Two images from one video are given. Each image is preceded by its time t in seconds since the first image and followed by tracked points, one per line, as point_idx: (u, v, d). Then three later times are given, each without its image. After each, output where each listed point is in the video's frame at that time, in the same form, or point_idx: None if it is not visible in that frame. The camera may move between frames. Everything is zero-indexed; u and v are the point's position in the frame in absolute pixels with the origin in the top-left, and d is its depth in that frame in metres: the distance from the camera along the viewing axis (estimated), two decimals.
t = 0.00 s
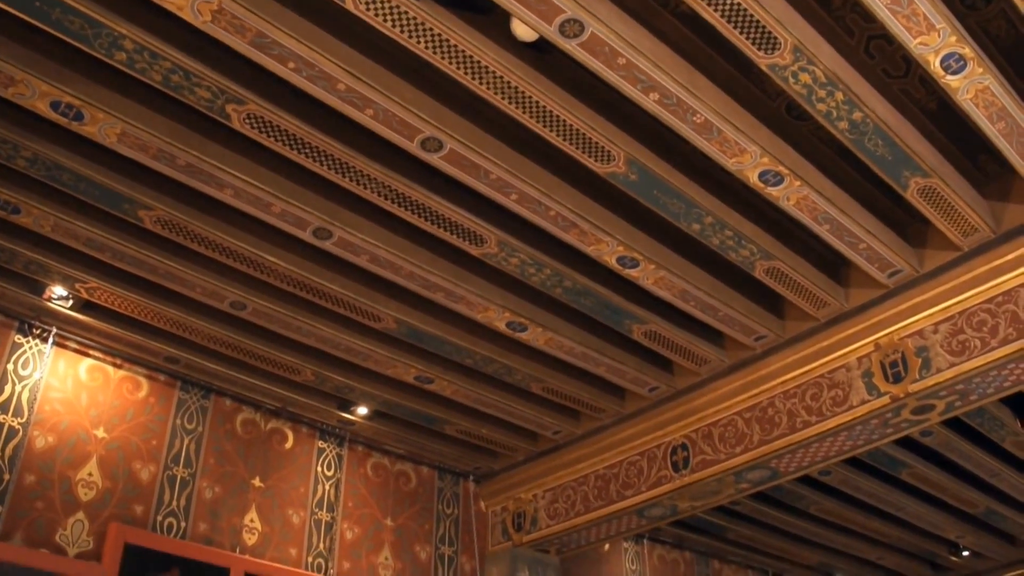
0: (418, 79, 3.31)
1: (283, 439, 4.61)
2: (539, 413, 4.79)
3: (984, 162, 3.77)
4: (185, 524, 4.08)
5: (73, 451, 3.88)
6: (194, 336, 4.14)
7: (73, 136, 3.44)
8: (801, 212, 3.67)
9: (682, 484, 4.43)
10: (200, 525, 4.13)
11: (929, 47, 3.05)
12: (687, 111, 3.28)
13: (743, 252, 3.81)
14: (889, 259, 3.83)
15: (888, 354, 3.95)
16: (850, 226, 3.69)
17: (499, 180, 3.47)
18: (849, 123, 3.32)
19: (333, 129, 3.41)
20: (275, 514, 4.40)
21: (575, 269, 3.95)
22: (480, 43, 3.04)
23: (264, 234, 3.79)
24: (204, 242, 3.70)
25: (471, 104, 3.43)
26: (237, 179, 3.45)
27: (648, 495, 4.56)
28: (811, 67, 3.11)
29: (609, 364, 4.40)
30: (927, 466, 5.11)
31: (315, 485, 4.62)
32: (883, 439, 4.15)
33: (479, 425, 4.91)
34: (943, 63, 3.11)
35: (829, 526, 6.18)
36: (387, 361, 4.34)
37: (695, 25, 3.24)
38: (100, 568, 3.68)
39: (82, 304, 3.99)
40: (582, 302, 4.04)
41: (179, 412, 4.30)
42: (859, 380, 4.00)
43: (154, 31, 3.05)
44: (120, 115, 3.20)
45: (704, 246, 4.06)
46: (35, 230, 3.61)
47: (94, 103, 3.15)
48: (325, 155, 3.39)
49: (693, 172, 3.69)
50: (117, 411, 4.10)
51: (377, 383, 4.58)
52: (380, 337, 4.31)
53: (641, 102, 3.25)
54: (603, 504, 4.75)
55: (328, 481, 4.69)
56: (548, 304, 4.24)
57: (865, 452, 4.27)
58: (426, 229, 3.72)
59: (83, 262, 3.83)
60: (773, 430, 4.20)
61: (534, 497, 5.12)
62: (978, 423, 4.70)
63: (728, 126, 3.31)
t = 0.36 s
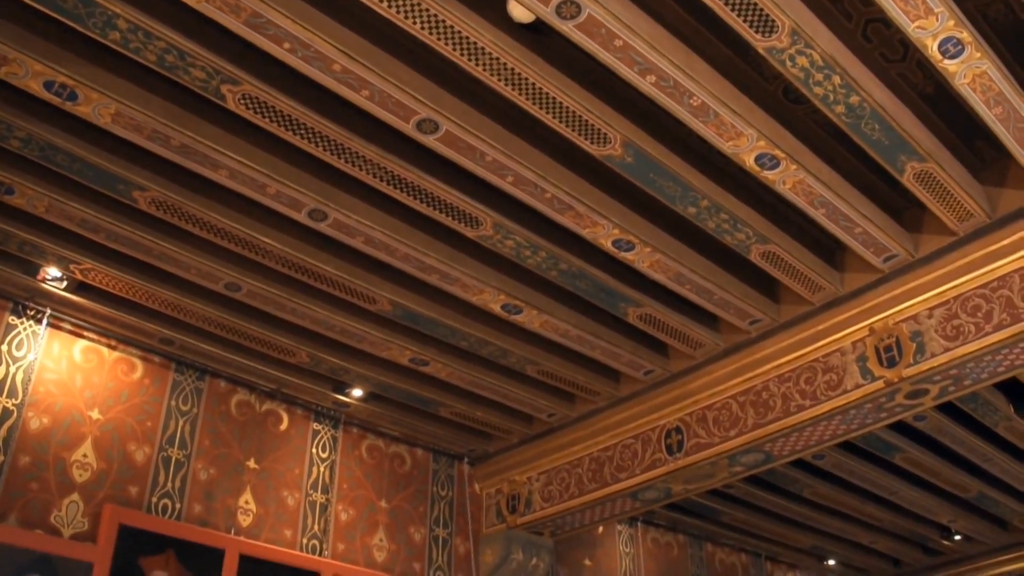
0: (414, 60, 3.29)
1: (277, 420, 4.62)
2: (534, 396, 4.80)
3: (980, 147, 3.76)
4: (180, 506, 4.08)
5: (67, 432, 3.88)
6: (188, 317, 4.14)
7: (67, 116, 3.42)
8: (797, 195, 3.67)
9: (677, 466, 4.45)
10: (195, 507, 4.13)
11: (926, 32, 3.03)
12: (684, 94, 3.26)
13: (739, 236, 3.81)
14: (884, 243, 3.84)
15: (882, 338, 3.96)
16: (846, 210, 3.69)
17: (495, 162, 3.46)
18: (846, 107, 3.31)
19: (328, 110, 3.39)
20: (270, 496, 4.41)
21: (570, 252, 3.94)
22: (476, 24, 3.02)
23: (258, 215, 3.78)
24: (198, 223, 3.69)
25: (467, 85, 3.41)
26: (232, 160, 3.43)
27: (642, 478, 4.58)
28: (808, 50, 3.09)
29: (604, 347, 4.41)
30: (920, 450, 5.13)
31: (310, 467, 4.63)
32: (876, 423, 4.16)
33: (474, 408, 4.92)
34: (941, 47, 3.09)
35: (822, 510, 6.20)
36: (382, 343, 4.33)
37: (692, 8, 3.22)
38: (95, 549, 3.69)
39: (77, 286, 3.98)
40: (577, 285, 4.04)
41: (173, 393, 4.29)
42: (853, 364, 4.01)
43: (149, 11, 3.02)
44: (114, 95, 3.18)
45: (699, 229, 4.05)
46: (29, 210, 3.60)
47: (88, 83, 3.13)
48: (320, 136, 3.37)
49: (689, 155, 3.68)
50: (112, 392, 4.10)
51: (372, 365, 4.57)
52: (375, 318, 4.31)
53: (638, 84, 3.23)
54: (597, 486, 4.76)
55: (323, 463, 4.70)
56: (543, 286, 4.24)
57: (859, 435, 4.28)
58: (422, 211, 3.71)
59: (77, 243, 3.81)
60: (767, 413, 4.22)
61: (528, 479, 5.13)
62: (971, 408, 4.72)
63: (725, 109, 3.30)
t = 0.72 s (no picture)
0: (410, 42, 3.27)
1: (271, 402, 4.62)
2: (528, 379, 4.81)
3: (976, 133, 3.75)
4: (173, 487, 4.08)
5: (61, 413, 3.87)
6: (182, 298, 4.13)
7: (61, 95, 3.40)
8: (793, 180, 3.66)
9: (670, 450, 4.46)
10: (189, 488, 4.13)
11: (924, 18, 3.02)
12: (680, 78, 3.25)
13: (734, 220, 3.81)
14: (879, 229, 3.84)
15: (876, 324, 3.97)
16: (841, 195, 3.69)
17: (491, 145, 3.45)
18: (842, 92, 3.30)
19: (323, 91, 3.37)
20: (264, 477, 4.41)
21: (565, 235, 3.94)
22: (472, 6, 3.00)
23: (253, 196, 3.76)
24: (192, 204, 3.68)
25: (463, 67, 3.39)
26: (227, 141, 3.41)
27: (636, 461, 4.60)
28: (806, 35, 3.08)
29: (598, 331, 4.41)
30: (912, 436, 5.16)
31: (303, 448, 4.63)
32: (869, 408, 4.18)
33: (468, 391, 4.92)
34: (938, 33, 3.07)
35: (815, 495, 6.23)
36: (377, 325, 4.33)
37: None
38: (88, 530, 3.69)
39: (70, 266, 3.96)
40: (572, 268, 4.04)
41: (167, 375, 4.29)
42: (846, 349, 4.02)
43: None
44: (108, 74, 3.16)
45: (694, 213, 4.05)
46: (22, 190, 3.58)
47: (82, 62, 3.11)
48: (315, 117, 3.36)
49: (685, 139, 3.67)
50: (105, 373, 4.09)
51: (367, 347, 4.57)
52: (370, 300, 4.30)
53: (634, 68, 3.22)
54: (590, 470, 4.78)
55: (317, 445, 4.70)
56: (538, 270, 4.24)
57: (851, 420, 4.30)
58: (417, 193, 3.71)
59: (71, 223, 3.79)
60: (761, 398, 4.23)
61: (522, 462, 5.14)
62: (964, 394, 4.74)
63: (722, 94, 3.29)
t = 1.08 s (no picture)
0: (405, 24, 3.25)
1: (265, 384, 4.62)
2: (522, 363, 4.81)
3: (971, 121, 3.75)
4: (166, 469, 4.08)
5: (53, 394, 3.87)
6: (176, 280, 4.12)
7: (53, 75, 3.37)
8: (788, 166, 3.66)
9: (662, 435, 4.47)
10: (182, 471, 4.14)
11: (920, 4, 3.01)
12: (676, 62, 3.23)
13: (729, 205, 3.80)
14: (873, 216, 3.84)
15: (869, 310, 3.97)
16: (836, 181, 3.69)
17: (486, 128, 3.44)
18: (838, 78, 3.28)
19: (317, 72, 3.35)
20: (257, 460, 4.41)
21: (560, 219, 3.93)
22: None
23: (247, 178, 3.75)
24: (186, 185, 3.66)
25: (459, 49, 3.38)
26: (221, 122, 3.40)
27: (628, 446, 4.61)
28: (802, 21, 3.06)
29: (592, 315, 4.42)
30: (904, 422, 5.18)
31: (296, 431, 4.63)
32: (862, 394, 4.19)
33: (462, 374, 4.92)
34: (935, 19, 3.06)
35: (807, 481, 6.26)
36: (371, 309, 4.33)
37: None
38: (81, 512, 3.69)
39: (63, 247, 3.95)
40: (567, 252, 4.03)
41: (160, 357, 4.28)
42: (840, 335, 4.03)
43: None
44: (102, 54, 3.13)
45: (689, 198, 4.05)
46: (15, 170, 3.55)
47: (75, 41, 3.09)
48: (309, 98, 3.34)
49: (681, 124, 3.67)
50: (98, 355, 4.09)
51: (360, 330, 4.57)
52: (364, 283, 4.30)
53: (630, 52, 3.20)
54: (582, 454, 4.79)
55: (310, 427, 4.70)
56: (532, 253, 4.23)
57: (844, 406, 4.31)
58: (412, 176, 3.70)
59: (63, 204, 3.77)
60: (754, 383, 4.24)
61: (515, 446, 5.15)
62: (956, 381, 4.76)
63: (718, 79, 3.27)
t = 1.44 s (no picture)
0: (399, 5, 3.22)
1: (257, 367, 4.61)
2: (514, 346, 4.82)
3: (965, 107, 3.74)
4: (158, 451, 4.08)
5: (45, 376, 3.86)
6: (168, 262, 4.10)
7: (44, 54, 3.34)
8: (782, 151, 3.65)
9: (654, 419, 4.49)
10: (173, 452, 4.14)
11: None
12: (671, 46, 3.21)
13: (722, 190, 3.80)
14: (867, 202, 3.85)
15: (862, 296, 3.98)
16: (829, 167, 3.69)
17: (480, 111, 3.42)
18: (833, 64, 3.27)
19: (311, 53, 3.33)
20: (249, 442, 4.41)
21: (553, 203, 3.93)
22: None
23: (239, 159, 3.73)
24: (178, 166, 3.65)
25: (453, 31, 3.36)
26: (213, 103, 3.37)
27: (620, 430, 4.62)
28: (798, 6, 3.05)
29: (585, 299, 4.42)
30: (895, 408, 5.20)
31: (289, 414, 4.63)
32: (853, 380, 4.21)
33: (454, 357, 4.92)
34: (930, 5, 3.03)
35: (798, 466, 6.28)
36: (363, 291, 4.33)
37: None
38: (72, 494, 3.68)
39: (55, 229, 3.92)
40: (560, 236, 4.03)
41: (152, 338, 4.28)
42: (832, 321, 4.04)
43: None
44: (93, 33, 3.10)
45: (683, 183, 4.04)
46: (6, 150, 3.53)
47: (66, 20, 3.05)
48: (302, 80, 3.31)
49: (675, 108, 3.66)
50: (90, 336, 4.08)
51: (353, 313, 4.56)
52: (357, 266, 4.29)
53: (625, 35, 3.18)
54: (574, 438, 4.80)
55: (302, 410, 4.70)
56: (525, 237, 4.23)
57: (835, 392, 4.33)
58: (406, 158, 3.68)
59: (55, 184, 3.75)
60: (746, 368, 4.25)
61: (507, 430, 5.16)
62: (946, 368, 4.77)
63: (713, 63, 3.26)
